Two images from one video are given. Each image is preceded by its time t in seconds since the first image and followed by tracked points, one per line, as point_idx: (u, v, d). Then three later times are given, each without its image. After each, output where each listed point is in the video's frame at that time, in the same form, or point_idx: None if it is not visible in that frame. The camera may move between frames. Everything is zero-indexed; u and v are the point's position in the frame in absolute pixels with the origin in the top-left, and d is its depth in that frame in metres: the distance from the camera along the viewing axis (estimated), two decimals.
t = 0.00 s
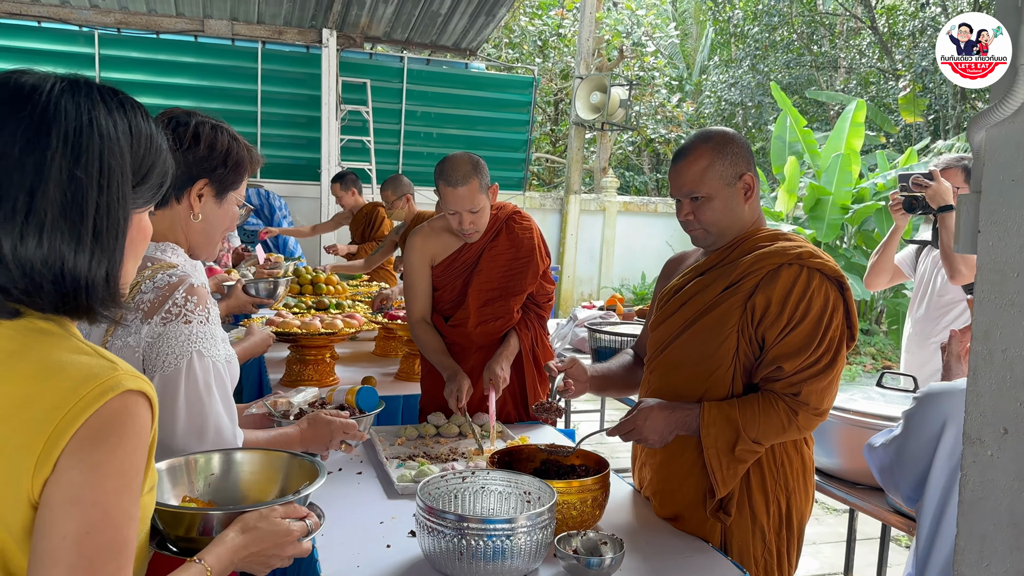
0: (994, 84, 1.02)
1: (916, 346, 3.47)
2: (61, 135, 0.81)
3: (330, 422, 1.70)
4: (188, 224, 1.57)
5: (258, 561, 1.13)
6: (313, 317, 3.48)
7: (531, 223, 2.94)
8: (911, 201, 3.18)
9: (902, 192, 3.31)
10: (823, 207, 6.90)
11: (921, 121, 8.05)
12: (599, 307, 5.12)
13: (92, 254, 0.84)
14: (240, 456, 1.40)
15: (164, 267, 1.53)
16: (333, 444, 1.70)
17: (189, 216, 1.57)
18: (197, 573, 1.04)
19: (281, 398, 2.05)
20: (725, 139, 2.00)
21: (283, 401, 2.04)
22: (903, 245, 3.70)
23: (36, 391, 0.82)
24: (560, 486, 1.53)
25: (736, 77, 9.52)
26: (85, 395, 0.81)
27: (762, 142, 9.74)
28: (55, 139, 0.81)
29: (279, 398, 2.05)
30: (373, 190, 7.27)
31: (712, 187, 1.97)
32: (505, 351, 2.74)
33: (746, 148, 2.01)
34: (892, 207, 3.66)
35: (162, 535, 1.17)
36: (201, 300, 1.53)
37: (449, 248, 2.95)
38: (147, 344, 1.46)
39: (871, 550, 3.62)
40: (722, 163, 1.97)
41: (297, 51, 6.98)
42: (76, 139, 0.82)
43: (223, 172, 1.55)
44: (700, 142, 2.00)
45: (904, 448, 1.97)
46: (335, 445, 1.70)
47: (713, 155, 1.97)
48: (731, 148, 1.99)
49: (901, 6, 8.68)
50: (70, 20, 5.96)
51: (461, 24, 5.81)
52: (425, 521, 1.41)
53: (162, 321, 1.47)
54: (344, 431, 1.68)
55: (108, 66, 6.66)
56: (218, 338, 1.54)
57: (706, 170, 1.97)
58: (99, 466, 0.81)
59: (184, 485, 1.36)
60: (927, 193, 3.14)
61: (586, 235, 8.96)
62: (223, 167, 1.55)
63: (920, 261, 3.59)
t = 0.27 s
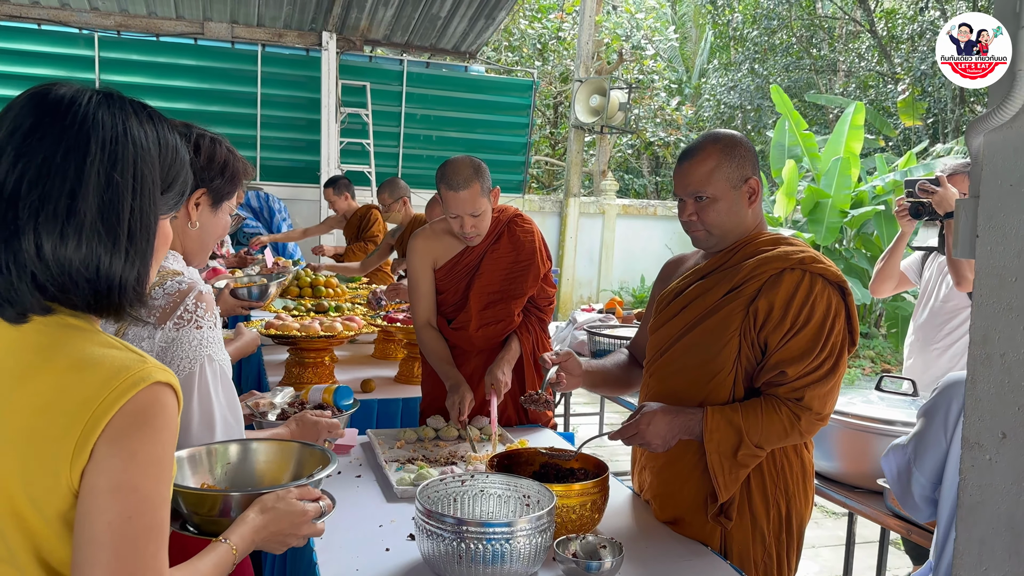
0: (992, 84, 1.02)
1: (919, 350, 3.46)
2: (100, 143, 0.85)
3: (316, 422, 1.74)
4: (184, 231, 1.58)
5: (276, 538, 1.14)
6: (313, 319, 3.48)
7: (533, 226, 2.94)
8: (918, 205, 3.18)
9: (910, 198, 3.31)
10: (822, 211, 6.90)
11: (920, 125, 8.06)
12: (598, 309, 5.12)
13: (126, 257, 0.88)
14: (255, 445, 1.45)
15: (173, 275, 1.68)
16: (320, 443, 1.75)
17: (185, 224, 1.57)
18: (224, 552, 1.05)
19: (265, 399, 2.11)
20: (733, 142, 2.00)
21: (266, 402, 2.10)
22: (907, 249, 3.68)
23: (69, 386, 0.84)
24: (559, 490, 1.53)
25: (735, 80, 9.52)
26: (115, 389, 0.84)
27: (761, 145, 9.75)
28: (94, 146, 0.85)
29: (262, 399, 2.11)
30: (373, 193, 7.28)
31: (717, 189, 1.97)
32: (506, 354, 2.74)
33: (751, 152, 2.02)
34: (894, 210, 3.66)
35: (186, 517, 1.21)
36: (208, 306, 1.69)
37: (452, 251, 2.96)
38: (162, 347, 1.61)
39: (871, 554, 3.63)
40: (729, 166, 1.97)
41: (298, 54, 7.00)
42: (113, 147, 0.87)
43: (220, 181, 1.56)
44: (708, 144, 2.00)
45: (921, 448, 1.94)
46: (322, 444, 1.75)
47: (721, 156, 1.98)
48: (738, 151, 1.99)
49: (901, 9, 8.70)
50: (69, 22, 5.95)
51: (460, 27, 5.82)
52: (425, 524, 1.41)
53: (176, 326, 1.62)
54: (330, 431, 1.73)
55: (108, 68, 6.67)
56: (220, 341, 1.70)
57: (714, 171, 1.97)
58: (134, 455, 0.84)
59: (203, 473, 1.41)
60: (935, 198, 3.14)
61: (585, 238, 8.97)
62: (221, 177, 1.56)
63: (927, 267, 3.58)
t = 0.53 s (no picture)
0: (992, 85, 1.02)
1: (917, 353, 3.46)
2: (120, 149, 0.90)
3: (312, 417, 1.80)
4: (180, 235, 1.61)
5: (309, 500, 1.22)
6: (313, 322, 3.49)
7: (535, 229, 2.94)
8: (918, 207, 3.19)
9: (909, 200, 3.30)
10: (821, 214, 6.91)
11: (918, 128, 8.08)
12: (598, 312, 5.12)
13: (150, 253, 0.93)
14: (286, 417, 1.48)
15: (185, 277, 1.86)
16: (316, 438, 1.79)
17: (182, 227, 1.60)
18: (262, 513, 1.14)
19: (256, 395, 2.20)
20: (736, 146, 2.00)
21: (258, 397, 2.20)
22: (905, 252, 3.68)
23: (103, 371, 0.89)
24: (559, 493, 1.53)
25: (735, 83, 9.55)
26: (149, 369, 0.89)
27: (760, 148, 9.76)
28: (116, 153, 0.90)
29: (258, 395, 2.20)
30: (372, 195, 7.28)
31: (720, 192, 1.98)
32: (507, 355, 2.73)
33: (755, 157, 2.02)
34: (893, 213, 3.66)
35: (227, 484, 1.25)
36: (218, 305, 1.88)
37: (453, 253, 2.98)
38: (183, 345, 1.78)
39: (869, 556, 3.63)
40: (733, 170, 1.98)
41: (298, 56, 7.02)
42: (132, 152, 0.91)
43: (218, 187, 1.58)
44: (713, 146, 2.00)
45: (928, 453, 1.92)
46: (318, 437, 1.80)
47: (724, 160, 1.98)
48: (742, 155, 1.99)
49: (900, 12, 8.72)
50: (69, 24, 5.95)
51: (460, 30, 5.83)
52: (425, 526, 1.41)
53: (193, 325, 1.80)
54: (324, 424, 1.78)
55: (108, 71, 6.68)
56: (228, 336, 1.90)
57: (716, 175, 1.97)
58: (172, 431, 0.89)
59: (240, 446, 1.43)
60: (935, 201, 3.15)
61: (584, 241, 8.98)
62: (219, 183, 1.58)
63: (925, 270, 3.58)
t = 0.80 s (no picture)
0: (991, 87, 1.02)
1: (913, 356, 3.46)
2: (150, 162, 0.99)
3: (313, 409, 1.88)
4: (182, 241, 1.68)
5: (339, 474, 1.31)
6: (312, 323, 3.49)
7: (536, 232, 2.94)
8: (913, 210, 3.20)
9: (905, 203, 3.30)
10: (821, 216, 6.91)
11: (917, 130, 8.09)
12: (596, 314, 5.12)
13: (175, 256, 1.02)
14: (320, 405, 1.65)
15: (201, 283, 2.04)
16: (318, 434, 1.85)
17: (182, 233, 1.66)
18: (293, 487, 1.22)
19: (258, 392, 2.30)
20: (734, 149, 2.00)
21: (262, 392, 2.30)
22: (900, 254, 3.68)
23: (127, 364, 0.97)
24: (559, 495, 1.53)
25: (734, 86, 9.58)
26: (170, 361, 0.97)
27: (760, 151, 9.77)
28: (145, 165, 0.98)
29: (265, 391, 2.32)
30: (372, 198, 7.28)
31: (719, 197, 1.98)
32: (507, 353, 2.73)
33: (753, 160, 2.03)
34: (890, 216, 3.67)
35: (266, 463, 1.42)
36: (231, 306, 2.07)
37: (453, 255, 2.97)
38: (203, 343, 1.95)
39: (868, 558, 3.64)
40: (731, 173, 1.98)
41: (297, 58, 7.04)
42: (161, 164, 1.00)
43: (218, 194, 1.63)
44: (711, 150, 2.00)
45: (923, 455, 1.91)
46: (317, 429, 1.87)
47: (723, 164, 1.98)
48: (740, 159, 2.00)
49: (899, 15, 8.74)
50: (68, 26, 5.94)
51: (460, 32, 5.84)
52: (425, 529, 1.41)
53: (212, 325, 1.97)
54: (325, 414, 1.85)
55: (107, 72, 6.68)
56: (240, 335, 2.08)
57: (715, 180, 1.97)
58: (194, 418, 0.97)
59: (277, 428, 1.60)
60: (929, 203, 3.16)
61: (584, 243, 8.99)
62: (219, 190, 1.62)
63: (920, 272, 3.58)
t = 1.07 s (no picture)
0: (992, 85, 1.02)
1: (910, 359, 3.46)
2: (193, 182, 1.02)
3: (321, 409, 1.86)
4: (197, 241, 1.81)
5: (378, 466, 1.35)
6: (313, 324, 3.50)
7: (533, 234, 2.95)
8: (910, 212, 3.21)
9: (901, 204, 3.31)
10: (820, 218, 6.92)
11: (916, 132, 8.11)
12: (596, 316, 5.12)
13: (222, 270, 1.05)
14: (362, 402, 1.68)
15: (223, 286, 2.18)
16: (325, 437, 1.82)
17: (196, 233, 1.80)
18: (335, 481, 1.26)
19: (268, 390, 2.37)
20: (733, 151, 2.01)
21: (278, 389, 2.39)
22: (897, 255, 3.68)
23: (178, 362, 1.02)
24: (560, 497, 1.54)
25: (734, 88, 9.62)
26: (219, 360, 1.01)
27: (759, 152, 9.78)
28: (188, 186, 1.02)
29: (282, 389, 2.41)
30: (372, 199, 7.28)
31: (718, 200, 1.98)
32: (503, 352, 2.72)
33: (752, 161, 2.03)
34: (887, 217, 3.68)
35: (311, 454, 1.46)
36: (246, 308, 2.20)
37: (450, 258, 2.99)
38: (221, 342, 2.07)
39: (868, 560, 3.63)
40: (730, 175, 1.98)
41: (296, 59, 7.06)
42: (203, 183, 1.03)
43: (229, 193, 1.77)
44: (710, 152, 2.00)
45: (923, 462, 1.88)
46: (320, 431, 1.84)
47: (722, 166, 1.98)
48: (740, 161, 2.00)
49: (898, 17, 8.75)
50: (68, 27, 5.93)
51: (460, 34, 5.84)
52: (427, 530, 1.42)
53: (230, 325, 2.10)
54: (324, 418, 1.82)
55: (107, 73, 6.69)
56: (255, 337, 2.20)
57: (714, 182, 1.97)
58: (241, 415, 1.02)
59: (319, 421, 1.64)
60: (925, 205, 3.16)
61: (583, 244, 8.99)
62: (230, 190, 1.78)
63: (916, 273, 3.58)
